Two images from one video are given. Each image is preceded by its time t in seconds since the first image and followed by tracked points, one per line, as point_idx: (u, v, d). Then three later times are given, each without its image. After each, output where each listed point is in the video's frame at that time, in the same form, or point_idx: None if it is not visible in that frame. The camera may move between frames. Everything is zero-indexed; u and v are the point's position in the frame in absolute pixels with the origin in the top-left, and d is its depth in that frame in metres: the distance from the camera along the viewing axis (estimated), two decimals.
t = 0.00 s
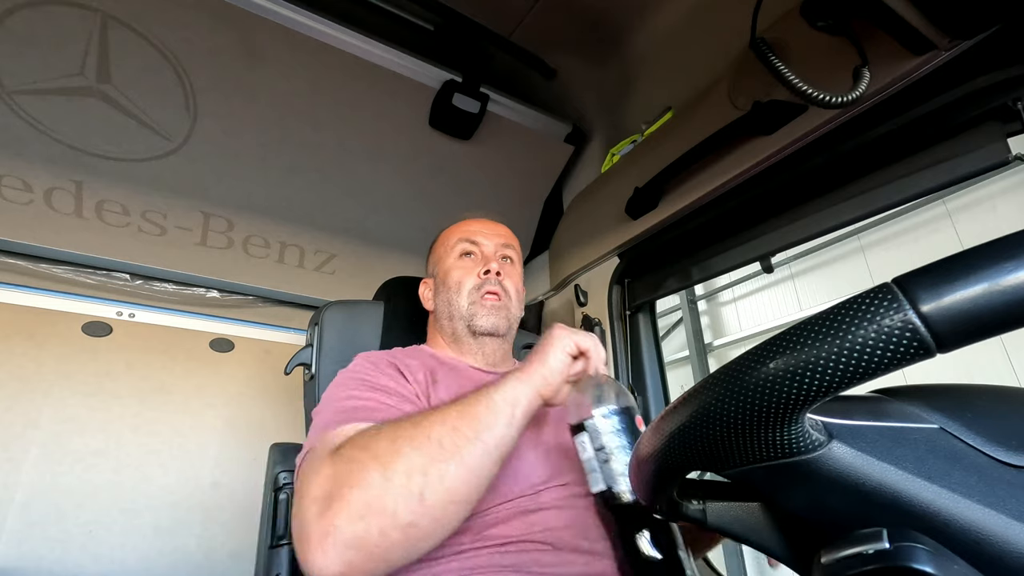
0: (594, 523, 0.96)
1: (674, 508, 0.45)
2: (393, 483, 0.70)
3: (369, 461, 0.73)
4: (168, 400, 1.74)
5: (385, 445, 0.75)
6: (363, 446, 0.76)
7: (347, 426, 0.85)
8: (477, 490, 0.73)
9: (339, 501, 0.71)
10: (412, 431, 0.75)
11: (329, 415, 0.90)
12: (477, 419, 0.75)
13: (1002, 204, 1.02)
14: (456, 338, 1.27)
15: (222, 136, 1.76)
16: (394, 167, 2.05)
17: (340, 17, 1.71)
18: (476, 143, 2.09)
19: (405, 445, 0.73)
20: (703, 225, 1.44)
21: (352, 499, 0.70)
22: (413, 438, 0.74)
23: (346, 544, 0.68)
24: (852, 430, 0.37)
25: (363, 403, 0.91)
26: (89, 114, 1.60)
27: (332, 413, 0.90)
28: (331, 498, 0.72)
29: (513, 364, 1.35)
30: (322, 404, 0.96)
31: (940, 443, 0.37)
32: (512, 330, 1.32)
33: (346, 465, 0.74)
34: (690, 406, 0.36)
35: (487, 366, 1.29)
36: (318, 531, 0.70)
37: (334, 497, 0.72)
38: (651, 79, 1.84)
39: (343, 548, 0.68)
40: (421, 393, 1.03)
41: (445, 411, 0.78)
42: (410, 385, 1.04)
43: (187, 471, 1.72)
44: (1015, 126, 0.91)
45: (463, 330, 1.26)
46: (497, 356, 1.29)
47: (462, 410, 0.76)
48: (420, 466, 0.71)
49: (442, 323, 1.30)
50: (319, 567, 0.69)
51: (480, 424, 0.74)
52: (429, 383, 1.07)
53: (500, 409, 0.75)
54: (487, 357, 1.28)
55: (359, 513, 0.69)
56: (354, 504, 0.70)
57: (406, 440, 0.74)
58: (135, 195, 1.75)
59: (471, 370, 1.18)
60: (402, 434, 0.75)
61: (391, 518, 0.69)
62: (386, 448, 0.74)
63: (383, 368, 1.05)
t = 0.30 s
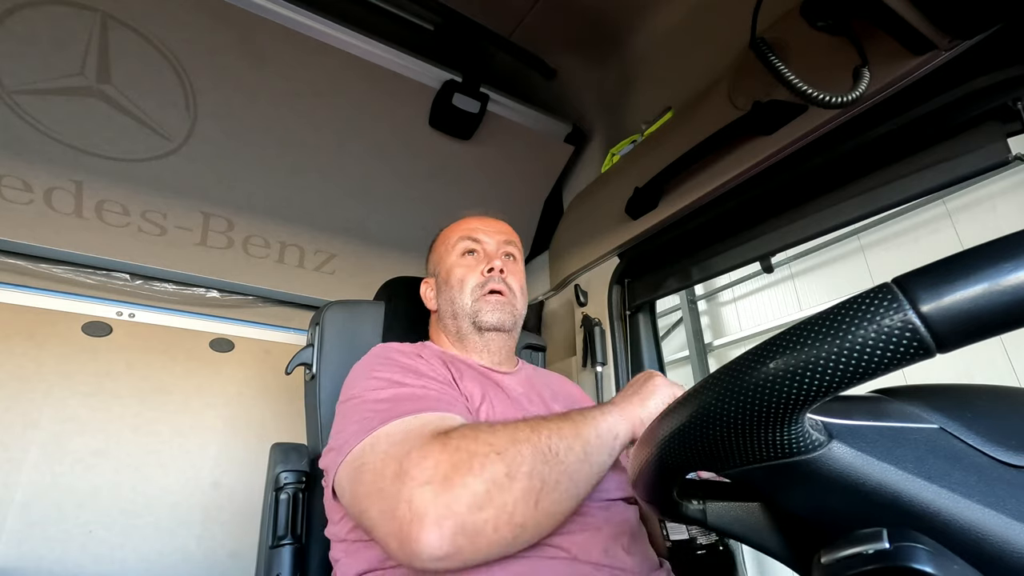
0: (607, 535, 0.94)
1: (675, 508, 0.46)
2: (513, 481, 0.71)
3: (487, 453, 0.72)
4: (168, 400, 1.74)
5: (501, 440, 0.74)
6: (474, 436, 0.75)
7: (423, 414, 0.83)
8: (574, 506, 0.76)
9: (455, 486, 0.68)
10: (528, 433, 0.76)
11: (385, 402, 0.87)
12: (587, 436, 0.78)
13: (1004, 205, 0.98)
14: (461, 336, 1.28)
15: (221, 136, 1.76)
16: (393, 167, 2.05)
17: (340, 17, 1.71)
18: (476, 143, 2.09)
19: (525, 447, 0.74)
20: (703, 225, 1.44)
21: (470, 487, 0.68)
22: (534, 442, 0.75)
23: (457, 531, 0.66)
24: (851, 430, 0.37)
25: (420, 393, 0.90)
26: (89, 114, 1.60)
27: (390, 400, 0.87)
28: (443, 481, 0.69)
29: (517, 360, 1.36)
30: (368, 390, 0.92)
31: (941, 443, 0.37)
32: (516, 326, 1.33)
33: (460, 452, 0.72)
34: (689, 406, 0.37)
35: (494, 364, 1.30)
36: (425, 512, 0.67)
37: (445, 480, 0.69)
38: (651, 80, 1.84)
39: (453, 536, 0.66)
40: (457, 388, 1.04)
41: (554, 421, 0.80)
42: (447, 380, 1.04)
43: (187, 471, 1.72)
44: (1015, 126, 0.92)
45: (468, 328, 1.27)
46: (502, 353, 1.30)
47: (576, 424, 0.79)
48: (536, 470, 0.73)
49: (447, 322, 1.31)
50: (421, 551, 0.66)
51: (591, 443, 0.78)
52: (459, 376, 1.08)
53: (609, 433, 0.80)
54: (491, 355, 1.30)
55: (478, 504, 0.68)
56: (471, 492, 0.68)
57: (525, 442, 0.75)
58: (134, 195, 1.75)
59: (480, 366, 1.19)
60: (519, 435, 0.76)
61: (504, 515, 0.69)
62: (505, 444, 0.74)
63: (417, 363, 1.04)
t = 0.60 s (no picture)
0: (610, 533, 0.94)
1: (674, 508, 0.45)
2: (543, 484, 0.73)
3: (519, 454, 0.74)
4: (168, 400, 1.74)
5: (532, 443, 0.76)
6: (505, 435, 0.76)
7: (439, 407, 0.84)
8: (597, 512, 0.79)
9: (486, 486, 0.70)
10: (560, 437, 0.78)
11: (396, 397, 0.88)
12: (617, 444, 0.80)
13: (1004, 205, 0.98)
14: (487, 339, 1.28)
15: (221, 136, 1.76)
16: (393, 167, 2.05)
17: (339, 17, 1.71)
18: (476, 143, 2.09)
19: (557, 451, 0.76)
20: (703, 225, 1.44)
21: (499, 487, 0.71)
22: (566, 447, 0.77)
23: (484, 527, 0.70)
24: (851, 430, 0.37)
25: (430, 387, 0.90)
26: (89, 114, 1.60)
27: (401, 395, 0.88)
28: (474, 479, 0.71)
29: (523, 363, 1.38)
30: (379, 384, 0.92)
31: (941, 443, 0.37)
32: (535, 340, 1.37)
33: (491, 452, 0.73)
34: (690, 406, 0.37)
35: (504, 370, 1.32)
36: (454, 508, 0.69)
37: (476, 478, 0.71)
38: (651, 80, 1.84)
39: (479, 532, 0.69)
40: (463, 380, 1.04)
41: (586, 426, 0.82)
42: (453, 373, 1.05)
43: (187, 471, 1.72)
44: (1015, 126, 0.92)
45: (497, 333, 1.28)
46: (515, 362, 1.32)
47: (609, 432, 0.81)
48: (565, 475, 0.75)
49: (474, 320, 1.28)
50: (447, 543, 0.69)
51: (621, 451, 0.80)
52: (464, 370, 1.09)
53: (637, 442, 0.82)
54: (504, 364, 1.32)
55: (506, 504, 0.71)
56: (500, 492, 0.71)
57: (557, 447, 0.76)
58: (134, 195, 1.75)
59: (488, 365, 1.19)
60: (550, 439, 0.77)
61: (530, 515, 0.72)
62: (535, 446, 0.76)
63: (424, 356, 1.05)
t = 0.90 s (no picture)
0: (609, 528, 0.94)
1: (674, 507, 0.45)
2: (550, 451, 0.72)
3: (526, 422, 0.74)
4: (168, 400, 1.75)
5: (539, 414, 0.76)
6: (513, 407, 0.77)
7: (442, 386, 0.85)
8: (606, 488, 0.77)
9: (494, 447, 0.70)
10: (567, 412, 0.78)
11: (398, 381, 0.89)
12: (628, 427, 0.79)
13: (1004, 205, 0.97)
14: (489, 343, 1.28)
15: (221, 136, 1.76)
16: (393, 167, 2.05)
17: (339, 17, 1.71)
18: (476, 143, 2.09)
19: (564, 423, 0.76)
20: (702, 225, 1.44)
21: (506, 450, 0.70)
22: (574, 421, 0.76)
23: (490, 488, 0.69)
24: (851, 430, 0.37)
25: (432, 371, 0.91)
26: (89, 114, 1.60)
27: (403, 378, 0.89)
28: (480, 441, 0.71)
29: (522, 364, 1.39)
30: (382, 370, 0.93)
31: (941, 443, 0.37)
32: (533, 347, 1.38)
33: (500, 419, 0.74)
34: (690, 406, 0.37)
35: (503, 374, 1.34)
36: (460, 467, 0.69)
37: (483, 441, 0.71)
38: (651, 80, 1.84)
39: (485, 491, 0.69)
40: (462, 373, 1.05)
41: (594, 408, 0.81)
42: (452, 366, 1.06)
43: (187, 471, 1.72)
44: (1015, 126, 0.92)
45: (498, 338, 1.28)
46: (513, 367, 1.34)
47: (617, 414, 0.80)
48: (573, 445, 0.74)
49: (477, 326, 1.28)
50: (452, 502, 0.68)
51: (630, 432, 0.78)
52: (464, 364, 1.10)
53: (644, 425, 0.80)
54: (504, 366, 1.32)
55: (512, 466, 0.70)
56: (508, 455, 0.70)
57: (564, 419, 0.76)
58: (134, 195, 1.75)
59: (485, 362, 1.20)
60: (557, 412, 0.77)
61: (536, 481, 0.71)
62: (544, 417, 0.76)
63: (424, 350, 1.06)
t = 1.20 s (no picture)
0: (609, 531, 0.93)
1: (674, 507, 0.45)
2: (544, 502, 0.73)
3: (521, 470, 0.74)
4: (169, 400, 1.75)
5: (535, 459, 0.76)
6: (508, 450, 0.76)
7: (437, 414, 0.84)
8: (597, 534, 0.79)
9: (488, 499, 0.71)
10: (564, 456, 0.78)
11: (392, 404, 0.88)
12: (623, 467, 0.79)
13: (1004, 205, 0.97)
14: (495, 343, 1.28)
15: (221, 136, 1.76)
16: (393, 167, 2.05)
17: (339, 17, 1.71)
18: (476, 143, 2.09)
19: (560, 470, 0.76)
20: (702, 225, 1.44)
21: (500, 501, 0.71)
22: (571, 467, 0.76)
23: (483, 539, 0.70)
24: (851, 430, 0.37)
25: (428, 392, 0.90)
26: (89, 114, 1.60)
27: (398, 401, 0.88)
28: (475, 493, 0.71)
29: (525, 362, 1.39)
30: (377, 390, 0.92)
31: (941, 443, 0.37)
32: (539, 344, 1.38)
33: (494, 466, 0.73)
34: (690, 406, 0.37)
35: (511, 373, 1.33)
36: (454, 520, 0.69)
37: (478, 492, 0.71)
38: (650, 80, 1.84)
39: (478, 542, 0.69)
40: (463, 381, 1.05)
41: (592, 448, 0.80)
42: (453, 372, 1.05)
43: (187, 471, 1.72)
44: (1015, 126, 0.92)
45: (504, 336, 1.28)
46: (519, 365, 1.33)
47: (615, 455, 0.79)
48: (567, 497, 0.75)
49: (483, 325, 1.28)
50: (445, 553, 0.69)
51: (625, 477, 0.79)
52: (465, 370, 1.09)
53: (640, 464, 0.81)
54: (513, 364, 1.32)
55: (506, 520, 0.71)
56: (501, 507, 0.71)
57: (561, 465, 0.76)
58: (134, 195, 1.75)
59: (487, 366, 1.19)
60: (554, 458, 0.77)
61: (528, 533, 0.73)
62: (539, 462, 0.76)
63: (424, 359, 1.05)
